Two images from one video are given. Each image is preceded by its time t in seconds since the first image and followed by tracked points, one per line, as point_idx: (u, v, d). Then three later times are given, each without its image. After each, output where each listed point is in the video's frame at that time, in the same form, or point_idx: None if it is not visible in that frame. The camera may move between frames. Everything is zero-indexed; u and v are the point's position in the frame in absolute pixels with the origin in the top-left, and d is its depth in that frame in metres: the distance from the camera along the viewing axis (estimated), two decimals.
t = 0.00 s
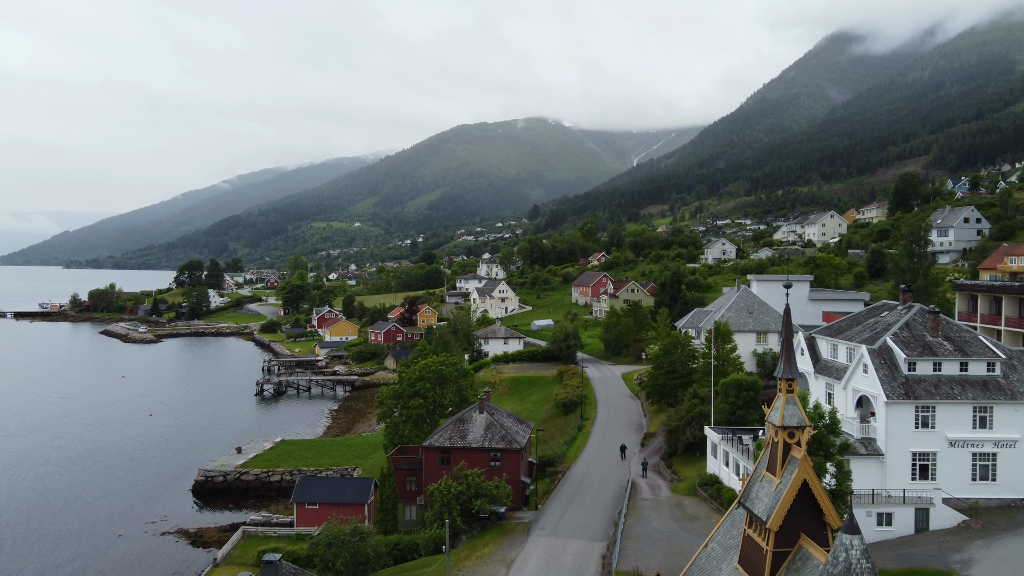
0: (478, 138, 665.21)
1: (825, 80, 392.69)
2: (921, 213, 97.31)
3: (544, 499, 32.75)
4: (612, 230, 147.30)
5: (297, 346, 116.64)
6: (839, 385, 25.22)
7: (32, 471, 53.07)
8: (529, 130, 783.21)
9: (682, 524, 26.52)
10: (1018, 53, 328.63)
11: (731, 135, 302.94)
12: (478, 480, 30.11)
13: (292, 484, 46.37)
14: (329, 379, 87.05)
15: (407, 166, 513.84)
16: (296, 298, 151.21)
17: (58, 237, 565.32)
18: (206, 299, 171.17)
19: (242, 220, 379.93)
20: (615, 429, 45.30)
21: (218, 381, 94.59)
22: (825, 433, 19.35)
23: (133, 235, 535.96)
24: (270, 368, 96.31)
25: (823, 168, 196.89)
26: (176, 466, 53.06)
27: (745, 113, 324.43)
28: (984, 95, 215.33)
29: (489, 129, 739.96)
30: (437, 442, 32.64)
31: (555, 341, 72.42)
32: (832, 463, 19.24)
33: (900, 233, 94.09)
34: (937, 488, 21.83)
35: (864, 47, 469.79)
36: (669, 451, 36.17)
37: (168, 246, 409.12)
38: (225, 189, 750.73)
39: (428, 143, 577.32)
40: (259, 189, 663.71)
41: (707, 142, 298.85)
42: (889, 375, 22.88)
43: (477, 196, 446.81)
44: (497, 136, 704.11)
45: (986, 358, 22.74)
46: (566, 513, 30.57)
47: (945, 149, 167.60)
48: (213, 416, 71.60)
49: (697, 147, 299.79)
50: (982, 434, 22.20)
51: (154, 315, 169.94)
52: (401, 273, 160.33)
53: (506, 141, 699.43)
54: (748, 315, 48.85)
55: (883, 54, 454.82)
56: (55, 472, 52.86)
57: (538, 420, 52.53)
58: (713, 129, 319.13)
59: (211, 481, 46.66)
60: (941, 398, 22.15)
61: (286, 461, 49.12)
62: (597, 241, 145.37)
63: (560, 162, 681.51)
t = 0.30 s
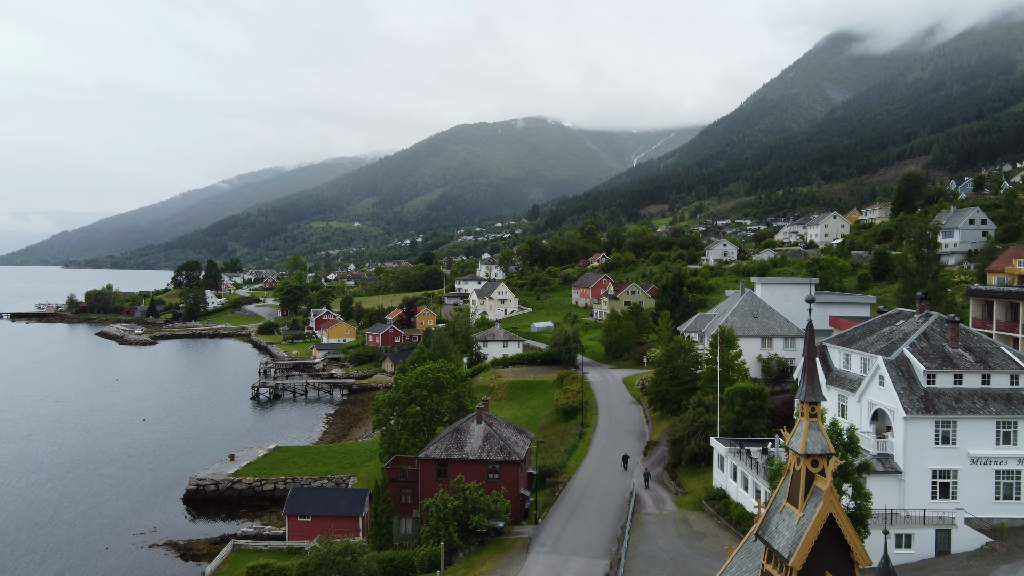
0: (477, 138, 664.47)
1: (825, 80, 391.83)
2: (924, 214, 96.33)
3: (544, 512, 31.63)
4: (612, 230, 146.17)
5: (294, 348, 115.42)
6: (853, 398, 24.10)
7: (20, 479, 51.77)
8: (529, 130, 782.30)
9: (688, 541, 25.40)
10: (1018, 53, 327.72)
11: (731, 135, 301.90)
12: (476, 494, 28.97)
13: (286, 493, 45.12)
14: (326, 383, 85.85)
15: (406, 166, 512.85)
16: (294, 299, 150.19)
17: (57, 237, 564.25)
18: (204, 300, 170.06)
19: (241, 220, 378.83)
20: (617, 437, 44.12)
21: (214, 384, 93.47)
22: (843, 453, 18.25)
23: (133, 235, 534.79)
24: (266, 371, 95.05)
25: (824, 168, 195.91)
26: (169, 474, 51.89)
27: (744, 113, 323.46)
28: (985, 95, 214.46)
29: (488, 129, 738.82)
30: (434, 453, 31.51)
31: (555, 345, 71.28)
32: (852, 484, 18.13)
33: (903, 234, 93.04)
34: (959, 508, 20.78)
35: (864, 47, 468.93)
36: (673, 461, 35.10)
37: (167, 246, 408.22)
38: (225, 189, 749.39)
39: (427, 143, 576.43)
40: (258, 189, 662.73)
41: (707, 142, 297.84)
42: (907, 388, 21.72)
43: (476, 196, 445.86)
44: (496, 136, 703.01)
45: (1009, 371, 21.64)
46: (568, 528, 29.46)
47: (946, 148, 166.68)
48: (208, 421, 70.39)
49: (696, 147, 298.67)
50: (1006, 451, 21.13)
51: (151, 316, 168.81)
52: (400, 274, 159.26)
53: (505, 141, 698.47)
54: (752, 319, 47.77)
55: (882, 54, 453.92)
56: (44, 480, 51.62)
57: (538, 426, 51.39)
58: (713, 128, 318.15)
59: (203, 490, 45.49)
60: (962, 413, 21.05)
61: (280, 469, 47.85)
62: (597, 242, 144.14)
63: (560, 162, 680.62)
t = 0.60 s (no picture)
0: (477, 138, 663.45)
1: (825, 80, 390.83)
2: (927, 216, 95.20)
3: (544, 527, 30.44)
4: (612, 231, 144.98)
5: (291, 350, 114.10)
6: (869, 412, 22.92)
7: (9, 488, 50.46)
8: (529, 130, 781.03)
9: (695, 562, 24.16)
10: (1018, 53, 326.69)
11: (731, 134, 300.73)
12: (473, 510, 27.85)
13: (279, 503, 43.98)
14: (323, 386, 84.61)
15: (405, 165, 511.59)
16: (292, 300, 148.98)
17: (56, 237, 562.71)
18: (201, 301, 168.83)
19: (240, 220, 377.43)
20: (619, 445, 42.88)
21: (209, 387, 92.29)
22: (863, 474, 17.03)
23: (132, 235, 533.19)
24: (262, 374, 93.92)
25: (824, 168, 194.71)
26: (160, 482, 50.75)
27: (745, 113, 322.37)
28: (985, 95, 213.41)
29: (488, 129, 737.54)
30: (430, 465, 30.34)
31: (555, 348, 70.03)
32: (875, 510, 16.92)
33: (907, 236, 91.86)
34: (983, 531, 19.71)
35: (864, 47, 467.85)
36: (676, 473, 34.01)
37: (166, 246, 407.11)
38: (224, 189, 747.82)
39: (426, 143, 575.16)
40: (258, 189, 661.48)
41: (707, 142, 296.73)
42: (929, 402, 20.54)
43: (475, 196, 444.62)
44: (495, 136, 703.02)
45: None
46: (568, 544, 28.27)
47: (946, 148, 165.60)
48: (201, 426, 69.22)
49: (696, 147, 297.57)
50: None
51: (147, 317, 167.49)
52: (398, 274, 158.00)
53: (505, 141, 697.25)
54: (757, 323, 46.59)
55: (882, 54, 452.90)
56: (33, 489, 50.34)
57: (537, 433, 50.20)
58: (713, 128, 316.93)
59: (194, 499, 44.41)
60: (987, 430, 19.90)
61: (272, 477, 46.72)
62: (597, 243, 143.02)
63: (560, 162, 679.52)
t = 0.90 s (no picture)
0: (476, 138, 662.50)
1: (824, 80, 389.95)
2: (930, 218, 94.06)
3: (543, 542, 29.33)
4: (612, 232, 143.92)
5: (288, 353, 113.21)
6: (886, 427, 21.78)
7: None
8: (528, 130, 780.21)
9: None
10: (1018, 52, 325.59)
11: (731, 134, 299.72)
12: (470, 527, 26.73)
13: (271, 513, 42.83)
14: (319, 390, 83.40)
15: (405, 166, 510.55)
16: (289, 301, 147.80)
17: (56, 238, 561.65)
18: (198, 302, 167.75)
19: (239, 220, 376.12)
20: (620, 454, 41.69)
21: (204, 390, 91.06)
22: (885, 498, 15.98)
23: (131, 235, 532.12)
24: (258, 376, 92.74)
25: (824, 168, 193.67)
26: (150, 492, 49.58)
27: (745, 113, 321.42)
28: (985, 95, 212.32)
29: (488, 129, 736.59)
30: (424, 479, 29.15)
31: (555, 352, 68.95)
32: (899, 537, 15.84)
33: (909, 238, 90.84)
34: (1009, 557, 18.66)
35: (864, 47, 466.75)
36: (681, 485, 32.87)
37: (165, 246, 406.03)
38: (224, 189, 746.03)
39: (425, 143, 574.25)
40: (257, 189, 660.41)
41: (707, 142, 295.78)
42: (951, 418, 19.42)
43: (474, 196, 443.55)
44: (495, 136, 702.24)
45: None
46: (569, 561, 27.17)
47: (946, 149, 164.62)
48: (196, 431, 68.08)
49: (696, 147, 296.50)
50: None
51: (144, 319, 166.23)
52: (397, 275, 156.86)
53: (504, 141, 696.37)
54: (762, 328, 45.51)
55: (882, 54, 451.90)
56: (20, 497, 49.21)
57: (537, 440, 49.14)
58: (712, 128, 315.99)
59: (184, 510, 43.26)
60: (1013, 449, 18.80)
61: (265, 487, 45.53)
62: (597, 244, 141.95)
63: (559, 162, 678.45)
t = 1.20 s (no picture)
0: (476, 138, 661.56)
1: (824, 80, 388.84)
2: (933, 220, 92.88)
3: (543, 559, 28.18)
4: (612, 233, 142.87)
5: (285, 355, 112.07)
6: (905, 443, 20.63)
7: None
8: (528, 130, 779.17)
9: None
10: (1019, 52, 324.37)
11: (731, 134, 298.53)
12: (467, 546, 25.32)
13: (264, 524, 41.71)
14: (315, 394, 82.23)
15: (404, 166, 509.50)
16: (287, 303, 146.52)
17: (55, 238, 560.67)
18: (195, 303, 166.67)
19: (237, 221, 374.97)
20: (622, 464, 40.50)
21: (199, 394, 89.90)
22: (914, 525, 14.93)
23: (130, 235, 531.10)
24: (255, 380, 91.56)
25: (824, 168, 192.59)
26: (140, 501, 48.34)
27: (745, 113, 320.36)
28: (985, 95, 211.36)
29: (487, 129, 735.65)
30: (420, 494, 28.01)
31: (555, 356, 67.79)
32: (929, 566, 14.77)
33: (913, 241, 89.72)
34: None
35: (864, 47, 465.67)
36: (686, 499, 31.75)
37: (164, 246, 404.95)
38: (223, 189, 744.97)
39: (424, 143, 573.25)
40: (256, 189, 659.34)
41: (707, 142, 294.81)
42: (977, 436, 18.26)
43: (474, 196, 442.43)
44: (495, 136, 701.42)
45: None
46: None
47: (947, 149, 163.53)
48: (190, 437, 66.90)
49: (695, 146, 295.48)
50: None
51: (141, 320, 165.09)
52: (395, 277, 155.74)
53: (504, 141, 695.39)
54: (767, 333, 44.35)
55: (882, 54, 450.73)
56: (7, 506, 48.11)
57: (536, 447, 48.02)
58: (713, 128, 314.84)
59: (174, 521, 42.13)
60: None
61: (257, 496, 44.36)
62: (596, 245, 140.80)
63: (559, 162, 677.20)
